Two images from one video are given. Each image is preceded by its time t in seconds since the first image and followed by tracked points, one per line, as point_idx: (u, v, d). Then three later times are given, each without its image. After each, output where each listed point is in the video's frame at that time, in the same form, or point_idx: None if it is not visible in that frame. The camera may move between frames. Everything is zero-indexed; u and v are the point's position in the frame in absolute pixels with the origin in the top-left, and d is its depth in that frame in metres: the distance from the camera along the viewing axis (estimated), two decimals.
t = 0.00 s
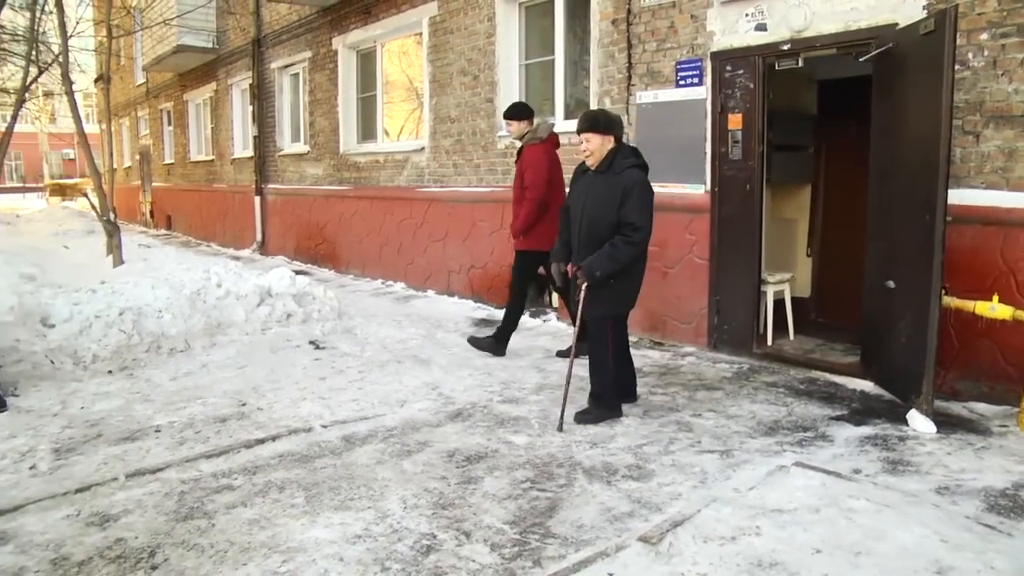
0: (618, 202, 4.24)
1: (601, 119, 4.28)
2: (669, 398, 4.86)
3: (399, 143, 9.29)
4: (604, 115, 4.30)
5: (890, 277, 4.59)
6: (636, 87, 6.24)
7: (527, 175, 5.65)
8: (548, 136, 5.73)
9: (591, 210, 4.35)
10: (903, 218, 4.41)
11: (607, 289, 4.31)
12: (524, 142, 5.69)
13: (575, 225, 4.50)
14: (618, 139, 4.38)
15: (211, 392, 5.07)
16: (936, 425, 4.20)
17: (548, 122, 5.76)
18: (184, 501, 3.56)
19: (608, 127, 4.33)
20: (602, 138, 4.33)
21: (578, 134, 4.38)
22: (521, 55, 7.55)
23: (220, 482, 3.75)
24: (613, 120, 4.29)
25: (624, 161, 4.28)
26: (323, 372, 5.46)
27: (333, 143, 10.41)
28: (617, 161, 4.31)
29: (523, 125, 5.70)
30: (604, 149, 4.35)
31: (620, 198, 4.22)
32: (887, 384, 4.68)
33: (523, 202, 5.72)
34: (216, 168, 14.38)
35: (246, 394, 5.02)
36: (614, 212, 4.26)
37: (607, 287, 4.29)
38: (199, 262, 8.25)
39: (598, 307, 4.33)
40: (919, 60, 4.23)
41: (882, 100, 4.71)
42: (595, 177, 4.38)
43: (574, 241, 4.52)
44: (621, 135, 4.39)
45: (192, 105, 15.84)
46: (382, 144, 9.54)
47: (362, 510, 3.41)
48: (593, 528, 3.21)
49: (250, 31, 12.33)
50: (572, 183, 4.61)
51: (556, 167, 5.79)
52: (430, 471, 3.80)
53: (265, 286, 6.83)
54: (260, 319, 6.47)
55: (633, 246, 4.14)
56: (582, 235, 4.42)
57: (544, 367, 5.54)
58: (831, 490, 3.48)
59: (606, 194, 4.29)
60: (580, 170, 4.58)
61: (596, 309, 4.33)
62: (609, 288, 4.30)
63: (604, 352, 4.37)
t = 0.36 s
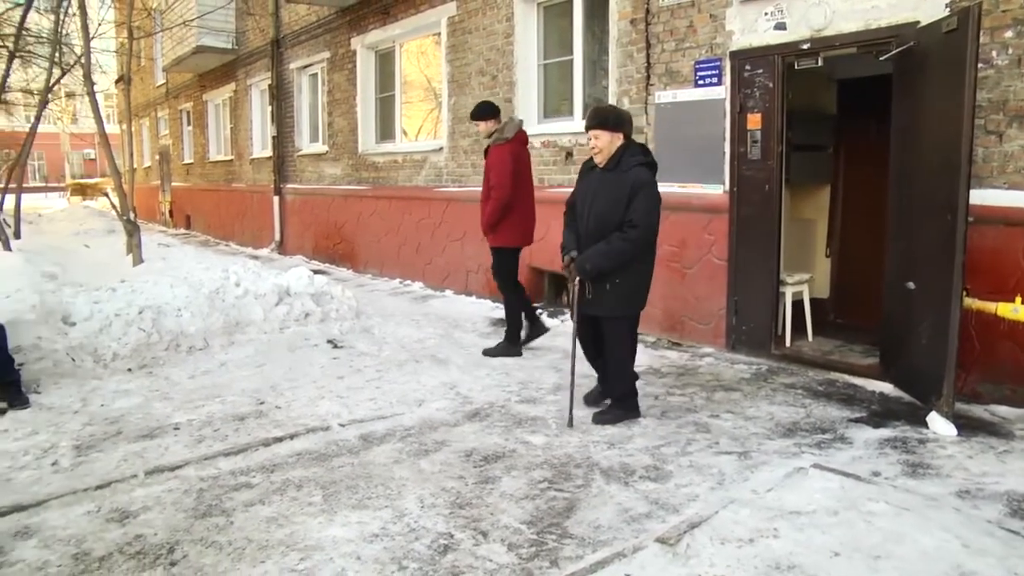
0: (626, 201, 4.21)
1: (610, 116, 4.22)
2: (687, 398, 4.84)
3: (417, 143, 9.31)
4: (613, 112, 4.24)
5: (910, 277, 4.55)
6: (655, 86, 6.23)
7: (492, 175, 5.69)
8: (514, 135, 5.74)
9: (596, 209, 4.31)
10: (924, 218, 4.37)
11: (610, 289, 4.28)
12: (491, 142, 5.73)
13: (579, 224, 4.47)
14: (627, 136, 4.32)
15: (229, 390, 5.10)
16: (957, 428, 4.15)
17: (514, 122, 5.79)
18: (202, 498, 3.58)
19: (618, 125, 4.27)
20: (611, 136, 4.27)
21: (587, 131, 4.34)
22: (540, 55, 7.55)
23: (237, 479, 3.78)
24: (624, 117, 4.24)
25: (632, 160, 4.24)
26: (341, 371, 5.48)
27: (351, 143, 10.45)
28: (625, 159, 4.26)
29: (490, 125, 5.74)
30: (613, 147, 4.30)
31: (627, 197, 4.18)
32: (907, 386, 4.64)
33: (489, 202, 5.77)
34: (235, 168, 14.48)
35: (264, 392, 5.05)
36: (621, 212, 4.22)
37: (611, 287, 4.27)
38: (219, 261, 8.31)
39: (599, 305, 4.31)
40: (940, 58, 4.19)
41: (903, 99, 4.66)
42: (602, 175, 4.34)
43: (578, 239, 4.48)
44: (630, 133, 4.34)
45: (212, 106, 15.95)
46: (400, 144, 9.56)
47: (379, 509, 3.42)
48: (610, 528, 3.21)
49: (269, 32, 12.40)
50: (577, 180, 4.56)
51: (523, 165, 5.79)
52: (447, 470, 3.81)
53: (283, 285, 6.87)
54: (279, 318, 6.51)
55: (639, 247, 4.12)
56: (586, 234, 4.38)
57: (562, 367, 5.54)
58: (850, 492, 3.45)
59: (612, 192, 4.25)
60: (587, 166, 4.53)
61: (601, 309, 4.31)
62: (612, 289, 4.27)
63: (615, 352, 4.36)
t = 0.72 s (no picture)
0: (626, 201, 4.18)
1: (610, 117, 4.21)
2: (710, 400, 4.82)
3: (441, 143, 9.33)
4: (613, 114, 4.22)
5: (936, 279, 4.49)
6: (679, 86, 6.21)
7: (477, 178, 5.79)
8: (498, 140, 5.85)
9: (595, 210, 4.28)
10: (951, 218, 4.31)
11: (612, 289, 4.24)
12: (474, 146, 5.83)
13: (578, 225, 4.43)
14: (626, 137, 4.31)
15: (253, 388, 5.14)
16: (984, 432, 4.10)
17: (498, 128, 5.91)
18: (227, 495, 3.61)
19: (617, 127, 4.26)
20: (611, 136, 4.25)
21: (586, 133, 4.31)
22: (563, 55, 7.55)
23: (261, 477, 3.81)
24: (623, 118, 4.23)
25: (632, 160, 4.22)
26: (365, 370, 5.51)
27: (375, 143, 10.50)
28: (624, 159, 4.24)
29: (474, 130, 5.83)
30: (612, 148, 4.28)
31: (628, 197, 4.16)
32: (933, 389, 4.58)
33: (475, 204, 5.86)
34: (260, 168, 14.59)
35: (288, 391, 5.08)
36: (621, 212, 4.19)
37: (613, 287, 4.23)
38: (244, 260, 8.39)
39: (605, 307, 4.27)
40: (969, 57, 4.14)
41: (930, 99, 4.61)
42: (601, 176, 4.31)
43: (578, 241, 4.45)
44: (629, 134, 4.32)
45: (237, 106, 16.09)
46: (424, 144, 9.59)
47: (402, 508, 3.43)
48: (633, 530, 3.20)
49: (294, 33, 12.49)
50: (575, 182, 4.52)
51: (506, 170, 5.90)
52: (470, 470, 3.82)
53: (307, 284, 6.93)
54: (302, 317, 6.57)
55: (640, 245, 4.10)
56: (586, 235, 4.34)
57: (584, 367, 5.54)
58: (874, 496, 3.42)
59: (612, 193, 4.22)
60: (585, 168, 4.49)
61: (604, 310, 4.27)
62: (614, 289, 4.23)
63: (626, 353, 4.32)
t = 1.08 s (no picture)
0: (635, 201, 4.17)
1: (615, 116, 4.24)
2: (747, 402, 4.77)
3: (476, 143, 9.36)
4: (617, 113, 4.25)
5: (978, 281, 4.40)
6: (717, 85, 6.16)
7: (473, 171, 6.03)
8: (494, 137, 6.14)
9: (605, 211, 4.28)
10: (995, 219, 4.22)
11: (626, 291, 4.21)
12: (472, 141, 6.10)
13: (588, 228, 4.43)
14: (632, 137, 4.32)
15: (290, 386, 5.20)
16: None
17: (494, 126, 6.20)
18: (264, 491, 3.66)
19: (622, 125, 4.28)
20: (617, 136, 4.27)
21: (592, 132, 4.32)
22: (600, 55, 7.53)
23: (298, 474, 3.85)
24: (628, 117, 4.25)
25: (638, 159, 4.23)
26: (400, 369, 5.55)
27: (411, 143, 10.57)
28: (631, 159, 4.25)
29: (471, 126, 6.11)
30: (618, 147, 4.29)
31: (636, 196, 4.15)
32: (975, 394, 4.49)
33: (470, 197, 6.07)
34: (297, 168, 14.75)
35: (325, 389, 5.13)
36: (631, 211, 4.18)
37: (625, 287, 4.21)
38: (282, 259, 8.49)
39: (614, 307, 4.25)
40: (1015, 53, 4.05)
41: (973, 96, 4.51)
42: (609, 176, 4.31)
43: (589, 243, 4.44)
44: (635, 133, 4.34)
45: (275, 107, 16.29)
46: (460, 144, 9.63)
47: (437, 507, 3.44)
48: (668, 532, 3.18)
49: (331, 34, 12.61)
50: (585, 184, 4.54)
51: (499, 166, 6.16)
52: (506, 469, 3.82)
53: (344, 284, 7.00)
54: (339, 316, 6.63)
55: (653, 243, 4.09)
56: (597, 236, 4.34)
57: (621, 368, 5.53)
58: (915, 503, 3.35)
59: (621, 192, 4.21)
60: (594, 169, 4.51)
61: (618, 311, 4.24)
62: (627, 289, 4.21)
63: (634, 353, 4.28)
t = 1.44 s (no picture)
0: (656, 206, 4.00)
1: (633, 119, 4.07)
2: (784, 405, 4.72)
3: (513, 143, 9.37)
4: (635, 115, 4.09)
5: None
6: (756, 84, 6.10)
7: (468, 177, 6.08)
8: (490, 143, 6.18)
9: (626, 217, 4.09)
10: None
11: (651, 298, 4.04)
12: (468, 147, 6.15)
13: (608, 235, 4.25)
14: (651, 139, 4.16)
15: (327, 384, 5.25)
16: None
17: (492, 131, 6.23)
18: (301, 487, 3.70)
19: (641, 127, 4.11)
20: (635, 138, 4.09)
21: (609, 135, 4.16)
22: (638, 54, 7.49)
23: (334, 471, 3.89)
24: (646, 119, 4.09)
25: (659, 162, 4.05)
26: (437, 368, 5.57)
27: (449, 143, 10.62)
28: (651, 162, 4.08)
29: (470, 131, 6.16)
30: (637, 151, 4.12)
31: (658, 201, 3.98)
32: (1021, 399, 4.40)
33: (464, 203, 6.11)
34: (335, 168, 14.91)
35: (362, 387, 5.18)
36: (653, 216, 4.00)
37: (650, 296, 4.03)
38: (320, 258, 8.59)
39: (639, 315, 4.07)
40: None
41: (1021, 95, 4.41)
42: (628, 179, 4.13)
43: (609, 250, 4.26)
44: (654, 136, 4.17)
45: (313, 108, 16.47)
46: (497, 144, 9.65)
47: (473, 506, 3.45)
48: (704, 535, 3.15)
49: (369, 35, 12.72)
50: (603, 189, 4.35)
51: (496, 172, 6.20)
52: (542, 469, 3.82)
53: (381, 283, 7.05)
54: (376, 315, 6.69)
55: (680, 250, 3.91)
56: (618, 243, 4.15)
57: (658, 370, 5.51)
58: (956, 510, 3.28)
59: (642, 197, 4.04)
60: (611, 172, 4.33)
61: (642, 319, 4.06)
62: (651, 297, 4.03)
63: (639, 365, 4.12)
